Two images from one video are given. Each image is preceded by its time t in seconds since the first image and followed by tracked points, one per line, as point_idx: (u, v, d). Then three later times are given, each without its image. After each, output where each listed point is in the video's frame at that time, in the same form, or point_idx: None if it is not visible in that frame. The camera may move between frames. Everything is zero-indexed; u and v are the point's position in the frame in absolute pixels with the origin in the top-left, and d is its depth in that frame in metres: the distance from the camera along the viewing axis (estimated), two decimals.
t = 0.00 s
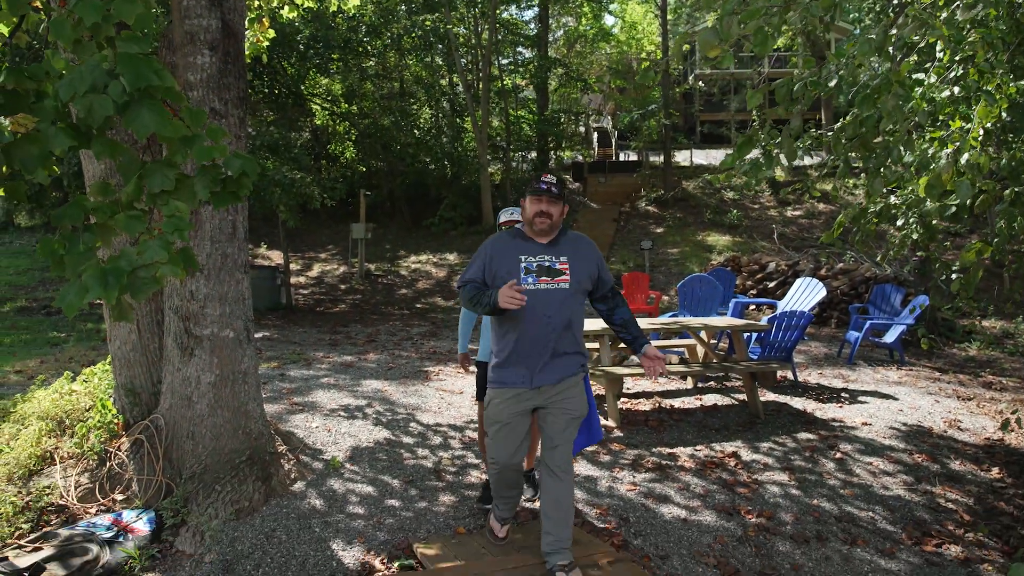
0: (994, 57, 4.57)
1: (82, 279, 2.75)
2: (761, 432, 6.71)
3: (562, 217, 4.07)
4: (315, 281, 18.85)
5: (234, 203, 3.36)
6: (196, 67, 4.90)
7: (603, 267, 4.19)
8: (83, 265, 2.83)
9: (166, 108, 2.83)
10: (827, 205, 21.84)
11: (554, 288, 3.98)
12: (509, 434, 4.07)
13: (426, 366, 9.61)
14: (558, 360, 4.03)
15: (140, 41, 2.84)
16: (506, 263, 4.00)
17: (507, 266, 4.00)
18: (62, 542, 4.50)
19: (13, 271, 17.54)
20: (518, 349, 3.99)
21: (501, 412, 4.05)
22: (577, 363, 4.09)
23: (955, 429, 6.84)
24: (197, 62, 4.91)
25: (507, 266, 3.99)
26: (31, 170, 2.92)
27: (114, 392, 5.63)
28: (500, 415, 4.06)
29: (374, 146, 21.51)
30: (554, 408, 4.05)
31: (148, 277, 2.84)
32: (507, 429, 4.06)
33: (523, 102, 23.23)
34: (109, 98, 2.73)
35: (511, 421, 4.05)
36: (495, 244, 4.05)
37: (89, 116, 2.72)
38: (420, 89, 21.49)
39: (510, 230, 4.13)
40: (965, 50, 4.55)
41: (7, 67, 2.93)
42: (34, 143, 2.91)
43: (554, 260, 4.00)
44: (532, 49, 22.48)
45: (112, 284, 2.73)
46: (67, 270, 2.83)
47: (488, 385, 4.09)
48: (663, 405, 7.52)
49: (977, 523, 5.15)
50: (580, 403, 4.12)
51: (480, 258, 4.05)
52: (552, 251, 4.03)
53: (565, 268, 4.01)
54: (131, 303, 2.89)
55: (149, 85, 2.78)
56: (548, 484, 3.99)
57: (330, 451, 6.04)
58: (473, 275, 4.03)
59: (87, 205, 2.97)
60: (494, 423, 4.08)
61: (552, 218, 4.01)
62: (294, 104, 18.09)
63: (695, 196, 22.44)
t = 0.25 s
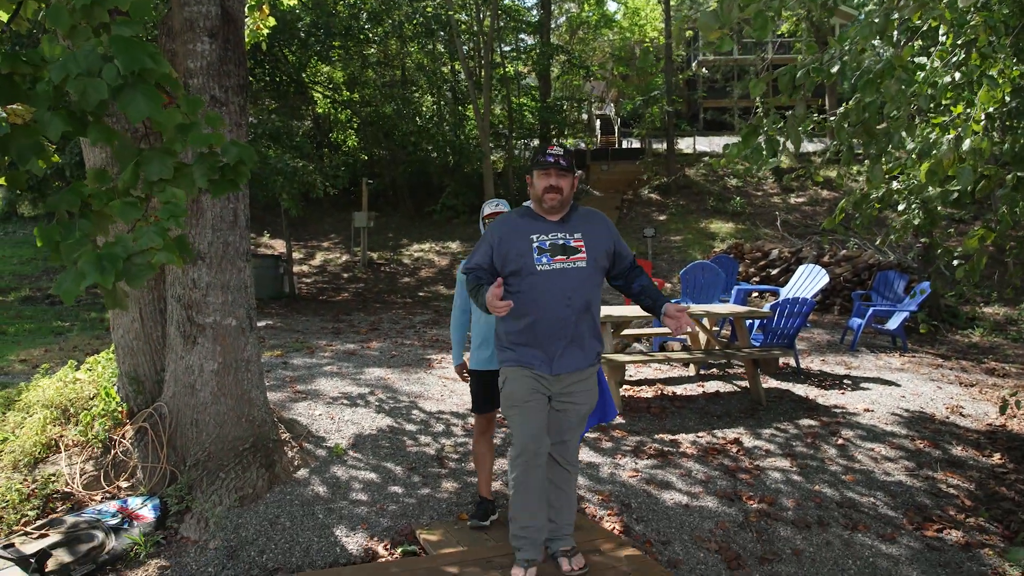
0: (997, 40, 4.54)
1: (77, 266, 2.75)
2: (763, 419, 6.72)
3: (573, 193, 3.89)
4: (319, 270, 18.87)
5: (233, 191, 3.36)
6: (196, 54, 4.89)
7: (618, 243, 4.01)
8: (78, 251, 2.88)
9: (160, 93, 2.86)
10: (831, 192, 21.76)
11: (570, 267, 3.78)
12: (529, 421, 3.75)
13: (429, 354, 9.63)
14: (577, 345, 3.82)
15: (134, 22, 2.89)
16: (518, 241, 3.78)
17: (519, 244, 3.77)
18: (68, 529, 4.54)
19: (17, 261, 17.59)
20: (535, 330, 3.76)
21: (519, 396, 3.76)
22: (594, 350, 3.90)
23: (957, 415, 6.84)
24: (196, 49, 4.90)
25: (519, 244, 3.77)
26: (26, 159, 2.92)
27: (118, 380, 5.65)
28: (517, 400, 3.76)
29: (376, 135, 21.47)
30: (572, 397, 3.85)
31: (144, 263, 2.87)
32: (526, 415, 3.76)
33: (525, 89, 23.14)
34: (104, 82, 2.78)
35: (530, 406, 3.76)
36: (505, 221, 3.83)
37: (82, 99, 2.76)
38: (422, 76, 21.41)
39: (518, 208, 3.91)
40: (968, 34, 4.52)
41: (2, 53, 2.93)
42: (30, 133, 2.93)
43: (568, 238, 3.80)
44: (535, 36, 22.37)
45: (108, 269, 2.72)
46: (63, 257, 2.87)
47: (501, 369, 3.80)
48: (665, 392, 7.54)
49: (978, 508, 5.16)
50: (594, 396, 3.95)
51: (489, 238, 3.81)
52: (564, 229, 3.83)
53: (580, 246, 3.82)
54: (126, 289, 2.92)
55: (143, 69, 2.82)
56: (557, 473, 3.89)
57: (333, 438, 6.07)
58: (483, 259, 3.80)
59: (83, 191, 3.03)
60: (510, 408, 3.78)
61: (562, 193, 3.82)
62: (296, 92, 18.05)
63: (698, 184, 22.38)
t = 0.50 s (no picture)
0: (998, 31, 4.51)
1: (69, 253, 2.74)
2: (763, 410, 6.73)
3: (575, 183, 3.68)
4: (320, 261, 18.88)
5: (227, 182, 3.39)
6: (196, 44, 4.89)
7: (627, 235, 3.77)
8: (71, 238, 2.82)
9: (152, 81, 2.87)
10: (832, 183, 21.73)
11: (580, 263, 3.53)
12: (543, 435, 3.45)
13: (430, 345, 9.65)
14: (595, 348, 3.53)
15: (127, 11, 2.90)
16: (521, 238, 3.55)
17: (521, 242, 3.54)
18: (70, 518, 4.56)
19: (18, 252, 17.61)
20: (547, 333, 3.48)
21: (532, 407, 3.46)
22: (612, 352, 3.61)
23: (957, 406, 6.85)
24: (196, 39, 4.89)
25: (521, 242, 3.54)
26: (25, 149, 2.97)
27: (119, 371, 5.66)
28: (530, 412, 3.46)
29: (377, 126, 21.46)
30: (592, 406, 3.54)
31: (137, 253, 2.85)
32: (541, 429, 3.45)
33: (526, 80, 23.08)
34: (97, 69, 2.78)
35: (545, 418, 3.46)
36: (504, 219, 3.60)
37: (74, 85, 2.77)
38: (422, 67, 21.36)
39: (518, 205, 3.67)
40: (968, 25, 4.50)
41: None
42: (27, 123, 2.98)
43: (576, 231, 3.57)
44: (536, 26, 22.30)
45: (100, 256, 2.72)
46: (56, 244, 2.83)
47: (511, 377, 3.51)
48: (665, 384, 7.55)
49: (976, 499, 5.17)
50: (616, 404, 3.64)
51: (489, 240, 3.59)
52: (571, 222, 3.59)
53: (589, 239, 3.58)
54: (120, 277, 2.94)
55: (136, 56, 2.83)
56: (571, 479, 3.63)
57: (334, 429, 6.08)
58: (483, 263, 3.59)
59: (77, 179, 3.06)
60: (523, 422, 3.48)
61: (564, 184, 3.59)
62: (297, 83, 18.02)
63: (699, 175, 22.34)
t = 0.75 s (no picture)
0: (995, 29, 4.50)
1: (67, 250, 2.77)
2: (763, 408, 6.73)
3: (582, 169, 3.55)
4: (320, 260, 18.89)
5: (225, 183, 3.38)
6: (196, 43, 4.89)
7: (632, 224, 3.64)
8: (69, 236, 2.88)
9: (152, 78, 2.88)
10: (832, 182, 21.73)
11: (588, 252, 3.38)
12: (549, 441, 3.36)
13: (431, 344, 9.66)
14: (604, 346, 3.38)
15: (128, 8, 2.88)
16: (525, 227, 3.38)
17: (525, 231, 3.37)
18: (72, 517, 4.57)
19: (18, 251, 17.62)
20: (554, 332, 3.33)
21: (537, 413, 3.36)
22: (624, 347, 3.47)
23: (957, 405, 6.85)
24: (197, 37, 4.89)
25: (525, 231, 3.37)
26: (28, 148, 3.02)
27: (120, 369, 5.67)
28: (536, 418, 3.36)
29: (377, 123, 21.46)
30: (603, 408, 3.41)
31: (134, 251, 2.89)
32: (547, 436, 3.36)
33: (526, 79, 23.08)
34: (98, 68, 2.78)
35: (551, 425, 3.35)
36: (507, 206, 3.43)
37: (76, 83, 2.76)
38: (422, 65, 21.34)
39: (519, 190, 3.51)
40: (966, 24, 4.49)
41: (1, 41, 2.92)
42: (29, 121, 3.01)
43: (584, 220, 3.41)
44: (536, 25, 22.30)
45: (99, 254, 2.76)
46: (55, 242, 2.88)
47: (516, 382, 3.39)
48: (665, 382, 7.55)
49: (976, 497, 5.18)
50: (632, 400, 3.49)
51: (489, 226, 3.40)
52: (578, 210, 3.44)
53: (597, 228, 3.43)
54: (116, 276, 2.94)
55: (136, 54, 2.83)
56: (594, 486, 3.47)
57: (335, 427, 6.09)
58: (486, 252, 3.36)
59: (77, 176, 3.09)
60: (529, 428, 3.38)
61: (571, 168, 3.45)
62: (297, 81, 18.00)
63: (699, 174, 22.35)
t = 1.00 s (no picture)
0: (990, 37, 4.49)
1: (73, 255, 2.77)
2: (762, 414, 6.74)
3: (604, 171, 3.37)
4: (319, 264, 18.89)
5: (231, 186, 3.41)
6: (198, 48, 4.90)
7: (657, 229, 3.44)
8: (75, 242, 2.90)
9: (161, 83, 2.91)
10: (831, 188, 21.78)
11: (603, 258, 3.20)
12: (555, 459, 3.23)
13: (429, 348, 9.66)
14: (617, 360, 3.20)
15: (137, 15, 2.93)
16: (540, 231, 3.27)
17: (540, 234, 3.26)
18: (70, 522, 4.56)
19: (17, 254, 17.59)
20: (563, 343, 3.18)
21: (543, 429, 3.23)
22: (641, 360, 3.27)
23: (955, 411, 6.86)
24: (199, 42, 4.90)
25: (540, 234, 3.26)
26: (31, 152, 2.99)
27: (119, 373, 5.66)
28: (542, 433, 3.24)
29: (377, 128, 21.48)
30: (615, 426, 3.23)
31: (140, 255, 2.87)
32: (553, 453, 3.23)
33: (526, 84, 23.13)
34: (107, 74, 2.81)
35: (557, 441, 3.22)
36: (522, 208, 3.32)
37: (85, 90, 2.79)
38: (422, 70, 21.38)
39: (535, 193, 3.39)
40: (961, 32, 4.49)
41: (6, 46, 2.97)
42: (33, 125, 3.00)
43: (600, 224, 3.27)
44: (536, 31, 22.35)
45: (103, 260, 2.75)
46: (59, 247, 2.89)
47: (523, 396, 3.28)
48: (664, 388, 7.56)
49: (975, 503, 5.18)
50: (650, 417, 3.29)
51: (505, 226, 3.30)
52: (594, 214, 3.30)
53: (614, 233, 3.27)
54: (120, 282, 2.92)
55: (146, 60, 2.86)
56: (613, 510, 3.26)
57: (334, 432, 6.09)
58: (500, 252, 3.26)
59: (81, 182, 3.07)
60: (535, 443, 3.26)
61: (592, 168, 3.28)
62: (297, 86, 18.00)
63: (698, 180, 22.39)
